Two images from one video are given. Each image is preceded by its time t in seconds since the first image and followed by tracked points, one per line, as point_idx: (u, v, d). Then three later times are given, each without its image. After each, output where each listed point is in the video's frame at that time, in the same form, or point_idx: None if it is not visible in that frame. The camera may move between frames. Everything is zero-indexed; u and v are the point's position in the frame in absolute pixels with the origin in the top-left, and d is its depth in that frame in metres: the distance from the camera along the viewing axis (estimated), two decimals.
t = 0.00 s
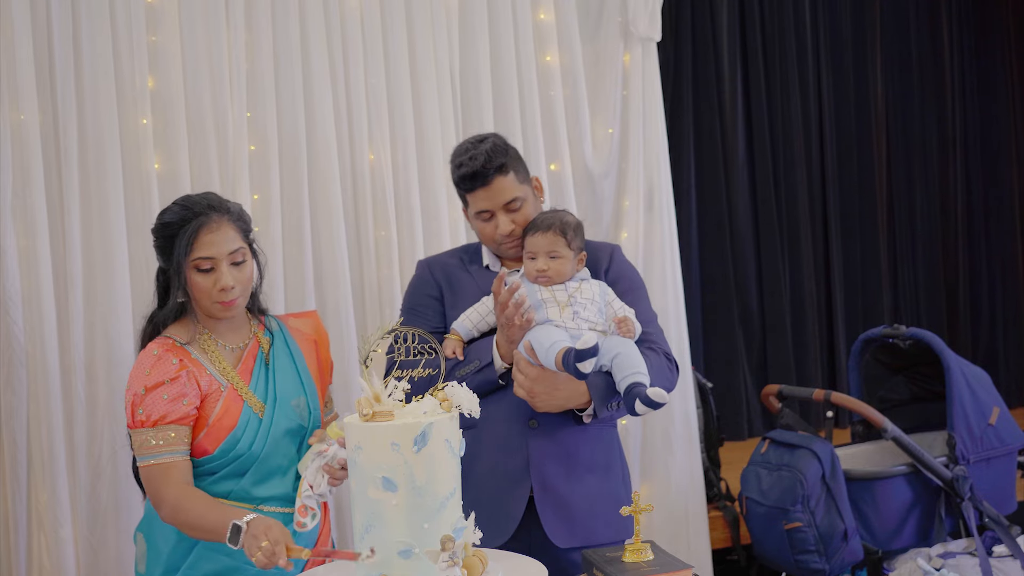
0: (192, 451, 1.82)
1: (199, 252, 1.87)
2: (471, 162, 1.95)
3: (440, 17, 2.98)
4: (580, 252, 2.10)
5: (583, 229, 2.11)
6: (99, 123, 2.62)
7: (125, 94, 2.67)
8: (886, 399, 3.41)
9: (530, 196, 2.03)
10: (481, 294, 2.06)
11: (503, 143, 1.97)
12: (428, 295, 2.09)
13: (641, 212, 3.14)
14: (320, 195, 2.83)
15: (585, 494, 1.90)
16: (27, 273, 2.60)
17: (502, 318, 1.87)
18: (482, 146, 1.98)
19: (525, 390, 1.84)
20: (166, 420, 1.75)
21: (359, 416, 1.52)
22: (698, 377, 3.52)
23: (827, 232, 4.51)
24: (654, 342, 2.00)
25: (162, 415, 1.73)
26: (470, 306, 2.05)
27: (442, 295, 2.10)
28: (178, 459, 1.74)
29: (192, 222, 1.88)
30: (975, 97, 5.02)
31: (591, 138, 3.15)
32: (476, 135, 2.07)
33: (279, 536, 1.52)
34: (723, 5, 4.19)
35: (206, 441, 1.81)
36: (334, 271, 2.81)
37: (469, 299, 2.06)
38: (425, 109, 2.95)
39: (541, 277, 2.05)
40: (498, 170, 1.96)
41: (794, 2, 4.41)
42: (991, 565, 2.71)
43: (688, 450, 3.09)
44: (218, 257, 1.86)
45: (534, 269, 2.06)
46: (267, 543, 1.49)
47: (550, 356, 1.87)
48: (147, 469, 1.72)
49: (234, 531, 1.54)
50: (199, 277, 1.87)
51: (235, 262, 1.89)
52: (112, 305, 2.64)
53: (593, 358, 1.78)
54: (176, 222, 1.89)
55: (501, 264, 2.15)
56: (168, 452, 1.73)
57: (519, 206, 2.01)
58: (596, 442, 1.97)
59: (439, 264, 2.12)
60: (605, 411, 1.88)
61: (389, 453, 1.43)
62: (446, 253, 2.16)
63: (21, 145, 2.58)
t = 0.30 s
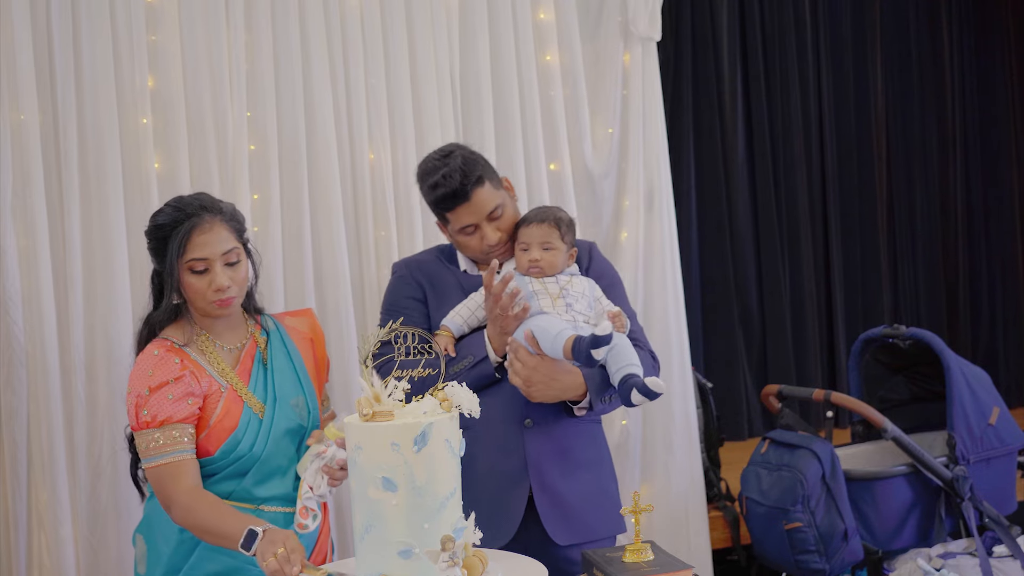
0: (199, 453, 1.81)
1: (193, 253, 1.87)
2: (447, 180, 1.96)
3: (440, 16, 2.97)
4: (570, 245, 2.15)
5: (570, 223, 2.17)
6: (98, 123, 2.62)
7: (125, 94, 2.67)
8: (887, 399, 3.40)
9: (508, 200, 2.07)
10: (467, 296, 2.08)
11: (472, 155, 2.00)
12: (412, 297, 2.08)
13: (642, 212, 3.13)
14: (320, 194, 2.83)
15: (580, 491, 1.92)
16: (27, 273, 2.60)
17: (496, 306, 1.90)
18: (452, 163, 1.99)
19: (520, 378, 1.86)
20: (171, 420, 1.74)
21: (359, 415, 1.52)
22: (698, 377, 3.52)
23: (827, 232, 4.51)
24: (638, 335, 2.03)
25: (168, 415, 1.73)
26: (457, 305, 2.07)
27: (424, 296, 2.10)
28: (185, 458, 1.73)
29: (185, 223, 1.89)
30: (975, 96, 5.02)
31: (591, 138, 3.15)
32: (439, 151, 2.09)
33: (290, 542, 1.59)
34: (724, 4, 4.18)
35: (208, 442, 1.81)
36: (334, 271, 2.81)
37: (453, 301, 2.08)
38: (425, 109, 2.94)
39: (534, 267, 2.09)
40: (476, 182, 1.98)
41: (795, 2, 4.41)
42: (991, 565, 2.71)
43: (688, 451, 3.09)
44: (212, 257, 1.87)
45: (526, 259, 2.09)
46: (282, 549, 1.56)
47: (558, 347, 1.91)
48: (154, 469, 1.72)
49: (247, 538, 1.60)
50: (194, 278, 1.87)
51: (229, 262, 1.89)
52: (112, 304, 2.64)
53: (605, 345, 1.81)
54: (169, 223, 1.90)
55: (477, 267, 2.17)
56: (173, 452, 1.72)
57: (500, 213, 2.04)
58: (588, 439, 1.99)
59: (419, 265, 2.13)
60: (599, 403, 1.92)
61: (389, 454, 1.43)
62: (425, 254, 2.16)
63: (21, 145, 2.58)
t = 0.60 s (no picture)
0: (200, 454, 1.82)
1: (190, 254, 1.87)
2: (437, 182, 1.97)
3: (440, 16, 2.97)
4: (554, 244, 2.19)
5: (551, 223, 2.22)
6: (98, 122, 2.62)
7: (125, 93, 2.67)
8: (887, 399, 3.40)
9: (491, 202, 2.10)
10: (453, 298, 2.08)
11: (459, 158, 2.03)
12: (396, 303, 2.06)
13: (642, 211, 3.13)
14: (320, 194, 2.83)
15: (575, 489, 1.95)
16: (27, 273, 2.60)
17: (491, 306, 1.89)
18: (439, 166, 2.01)
19: (518, 378, 1.87)
20: (172, 422, 1.74)
21: (359, 416, 1.51)
22: (698, 376, 3.52)
23: (828, 232, 4.51)
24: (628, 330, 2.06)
25: (169, 417, 1.73)
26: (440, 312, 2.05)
27: (408, 302, 2.08)
28: (187, 459, 1.73)
29: (182, 224, 1.89)
30: (975, 95, 5.01)
31: (591, 138, 3.15)
32: (419, 156, 2.10)
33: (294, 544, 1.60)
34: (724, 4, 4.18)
35: (209, 443, 1.81)
36: (334, 271, 2.81)
37: (437, 305, 2.07)
38: (425, 109, 2.94)
39: (519, 263, 2.11)
40: (464, 184, 2.00)
41: (795, 2, 4.41)
42: (991, 565, 2.71)
43: (688, 451, 3.09)
44: (209, 258, 1.87)
45: (512, 257, 2.11)
46: (289, 552, 1.58)
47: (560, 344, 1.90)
48: (156, 471, 1.72)
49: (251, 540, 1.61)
50: (191, 279, 1.87)
51: (226, 262, 1.89)
52: (112, 304, 2.64)
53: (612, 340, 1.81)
54: (166, 224, 1.90)
55: (459, 270, 2.17)
56: (175, 453, 1.72)
57: (487, 215, 2.06)
58: (581, 437, 2.02)
59: (399, 270, 2.12)
60: (598, 395, 1.95)
61: (390, 454, 1.43)
62: (404, 260, 2.16)
63: (21, 145, 2.59)
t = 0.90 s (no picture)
0: (201, 455, 1.82)
1: (188, 254, 1.87)
2: (433, 181, 1.97)
3: (441, 15, 2.96)
4: (546, 243, 2.20)
5: (543, 222, 2.22)
6: (99, 123, 2.62)
7: (126, 93, 2.67)
8: (888, 399, 3.40)
9: (484, 202, 2.10)
10: (446, 299, 2.09)
11: (454, 156, 2.03)
12: (387, 303, 2.06)
13: (643, 211, 3.13)
14: (321, 194, 2.83)
15: (572, 488, 1.96)
16: (28, 273, 2.60)
17: (490, 305, 1.91)
18: (435, 164, 2.00)
19: (516, 380, 1.88)
20: (174, 422, 1.74)
21: (360, 416, 1.51)
22: (699, 376, 3.52)
23: (829, 232, 4.51)
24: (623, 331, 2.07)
25: (170, 417, 1.73)
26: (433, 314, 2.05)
27: (400, 303, 2.08)
28: (189, 459, 1.73)
29: (180, 224, 1.89)
30: (976, 95, 5.01)
31: (592, 138, 3.15)
32: (411, 154, 2.09)
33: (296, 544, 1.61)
34: (726, 4, 4.18)
35: (210, 443, 1.81)
36: (335, 271, 2.81)
37: (430, 307, 2.07)
38: (426, 109, 2.94)
39: (513, 263, 2.10)
40: (461, 184, 2.00)
41: (796, 2, 4.41)
42: (992, 565, 2.71)
43: (689, 451, 3.09)
44: (207, 258, 1.87)
45: (506, 256, 2.10)
46: (293, 552, 1.58)
47: (560, 344, 1.94)
48: (158, 472, 1.72)
49: (254, 541, 1.61)
50: (189, 280, 1.87)
51: (224, 262, 1.89)
52: (112, 304, 2.64)
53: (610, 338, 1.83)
54: (164, 225, 1.90)
55: (451, 271, 2.18)
56: (177, 453, 1.72)
57: (481, 214, 2.06)
58: (574, 438, 2.03)
59: (391, 271, 2.12)
60: (595, 394, 1.95)
61: (390, 453, 1.43)
62: (394, 261, 2.16)
63: (22, 146, 2.59)
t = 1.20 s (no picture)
0: (219, 455, 1.83)
1: (205, 255, 1.88)
2: (444, 180, 1.99)
3: (457, 15, 2.97)
4: (555, 244, 2.18)
5: (553, 222, 2.20)
6: (118, 123, 2.64)
7: (144, 94, 2.68)
8: (906, 399, 3.39)
9: (495, 202, 2.11)
10: (457, 300, 2.10)
11: (465, 156, 2.05)
12: (398, 304, 2.08)
13: (658, 210, 3.13)
14: (337, 194, 2.84)
15: (582, 488, 1.97)
16: (47, 274, 2.62)
17: (502, 305, 1.92)
18: (445, 164, 2.02)
19: (526, 382, 1.90)
20: (191, 422, 1.76)
21: (376, 416, 1.52)
22: (715, 377, 3.52)
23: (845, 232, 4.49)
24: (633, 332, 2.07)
25: (188, 417, 1.74)
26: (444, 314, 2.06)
27: (411, 303, 2.11)
28: (207, 459, 1.74)
29: (197, 225, 1.89)
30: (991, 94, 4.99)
31: (607, 137, 3.15)
32: (422, 154, 2.12)
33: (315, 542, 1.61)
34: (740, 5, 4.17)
35: (227, 443, 1.82)
36: (351, 271, 2.82)
37: (440, 307, 2.08)
38: (442, 108, 2.94)
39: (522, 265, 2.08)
40: (471, 183, 2.02)
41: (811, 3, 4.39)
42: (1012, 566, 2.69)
43: (705, 451, 3.08)
44: (224, 258, 1.87)
45: (514, 259, 2.09)
46: (313, 553, 1.57)
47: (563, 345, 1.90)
48: (176, 471, 1.73)
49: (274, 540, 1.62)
50: (206, 280, 1.88)
51: (240, 263, 1.90)
52: (131, 304, 2.65)
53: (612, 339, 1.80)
54: (181, 225, 1.91)
55: (462, 271, 2.19)
56: (194, 453, 1.73)
57: (490, 214, 2.08)
58: (584, 438, 2.04)
59: (401, 271, 2.14)
60: (606, 395, 1.97)
61: (407, 453, 1.43)
62: (406, 261, 2.18)
63: (41, 146, 2.60)
